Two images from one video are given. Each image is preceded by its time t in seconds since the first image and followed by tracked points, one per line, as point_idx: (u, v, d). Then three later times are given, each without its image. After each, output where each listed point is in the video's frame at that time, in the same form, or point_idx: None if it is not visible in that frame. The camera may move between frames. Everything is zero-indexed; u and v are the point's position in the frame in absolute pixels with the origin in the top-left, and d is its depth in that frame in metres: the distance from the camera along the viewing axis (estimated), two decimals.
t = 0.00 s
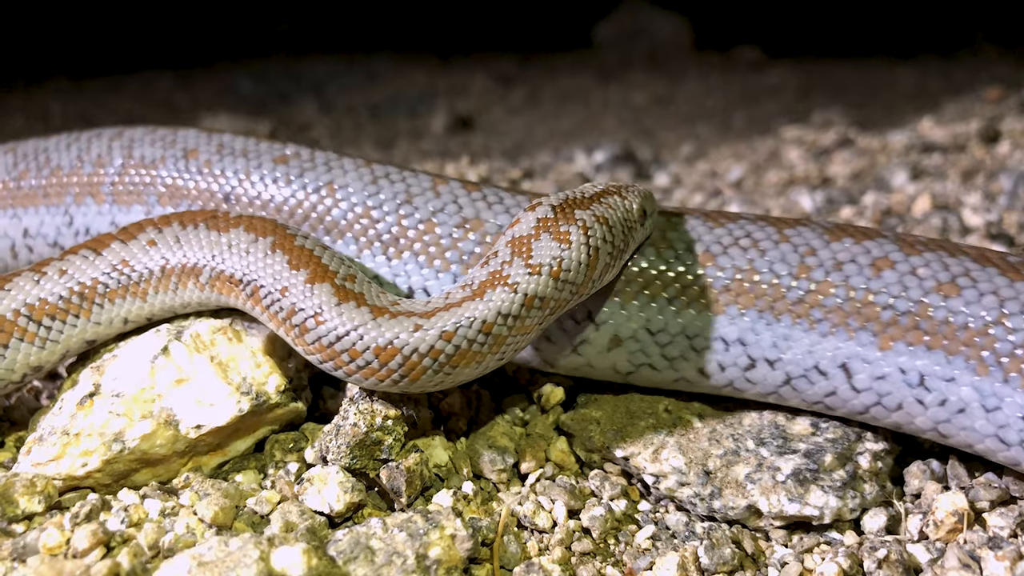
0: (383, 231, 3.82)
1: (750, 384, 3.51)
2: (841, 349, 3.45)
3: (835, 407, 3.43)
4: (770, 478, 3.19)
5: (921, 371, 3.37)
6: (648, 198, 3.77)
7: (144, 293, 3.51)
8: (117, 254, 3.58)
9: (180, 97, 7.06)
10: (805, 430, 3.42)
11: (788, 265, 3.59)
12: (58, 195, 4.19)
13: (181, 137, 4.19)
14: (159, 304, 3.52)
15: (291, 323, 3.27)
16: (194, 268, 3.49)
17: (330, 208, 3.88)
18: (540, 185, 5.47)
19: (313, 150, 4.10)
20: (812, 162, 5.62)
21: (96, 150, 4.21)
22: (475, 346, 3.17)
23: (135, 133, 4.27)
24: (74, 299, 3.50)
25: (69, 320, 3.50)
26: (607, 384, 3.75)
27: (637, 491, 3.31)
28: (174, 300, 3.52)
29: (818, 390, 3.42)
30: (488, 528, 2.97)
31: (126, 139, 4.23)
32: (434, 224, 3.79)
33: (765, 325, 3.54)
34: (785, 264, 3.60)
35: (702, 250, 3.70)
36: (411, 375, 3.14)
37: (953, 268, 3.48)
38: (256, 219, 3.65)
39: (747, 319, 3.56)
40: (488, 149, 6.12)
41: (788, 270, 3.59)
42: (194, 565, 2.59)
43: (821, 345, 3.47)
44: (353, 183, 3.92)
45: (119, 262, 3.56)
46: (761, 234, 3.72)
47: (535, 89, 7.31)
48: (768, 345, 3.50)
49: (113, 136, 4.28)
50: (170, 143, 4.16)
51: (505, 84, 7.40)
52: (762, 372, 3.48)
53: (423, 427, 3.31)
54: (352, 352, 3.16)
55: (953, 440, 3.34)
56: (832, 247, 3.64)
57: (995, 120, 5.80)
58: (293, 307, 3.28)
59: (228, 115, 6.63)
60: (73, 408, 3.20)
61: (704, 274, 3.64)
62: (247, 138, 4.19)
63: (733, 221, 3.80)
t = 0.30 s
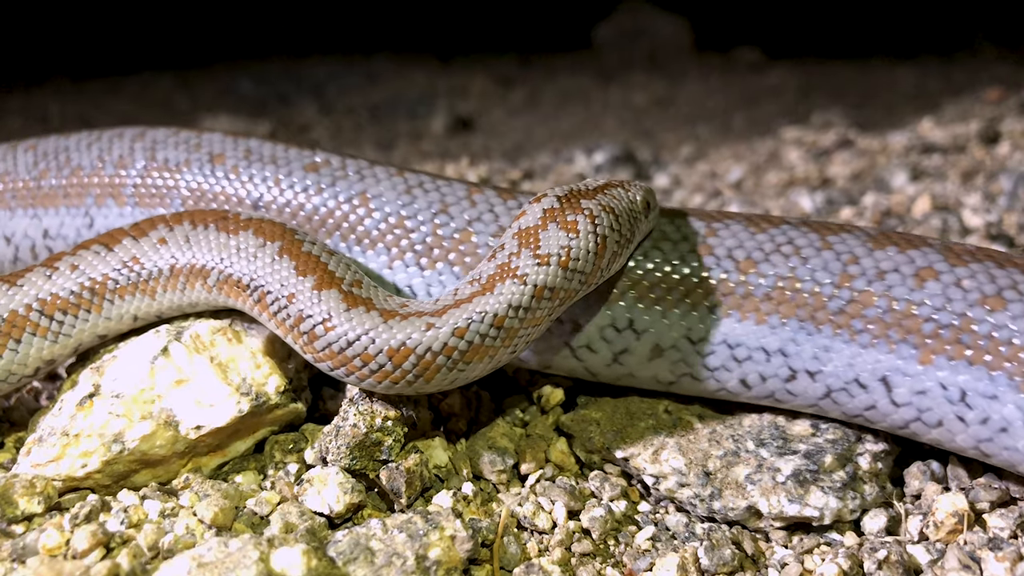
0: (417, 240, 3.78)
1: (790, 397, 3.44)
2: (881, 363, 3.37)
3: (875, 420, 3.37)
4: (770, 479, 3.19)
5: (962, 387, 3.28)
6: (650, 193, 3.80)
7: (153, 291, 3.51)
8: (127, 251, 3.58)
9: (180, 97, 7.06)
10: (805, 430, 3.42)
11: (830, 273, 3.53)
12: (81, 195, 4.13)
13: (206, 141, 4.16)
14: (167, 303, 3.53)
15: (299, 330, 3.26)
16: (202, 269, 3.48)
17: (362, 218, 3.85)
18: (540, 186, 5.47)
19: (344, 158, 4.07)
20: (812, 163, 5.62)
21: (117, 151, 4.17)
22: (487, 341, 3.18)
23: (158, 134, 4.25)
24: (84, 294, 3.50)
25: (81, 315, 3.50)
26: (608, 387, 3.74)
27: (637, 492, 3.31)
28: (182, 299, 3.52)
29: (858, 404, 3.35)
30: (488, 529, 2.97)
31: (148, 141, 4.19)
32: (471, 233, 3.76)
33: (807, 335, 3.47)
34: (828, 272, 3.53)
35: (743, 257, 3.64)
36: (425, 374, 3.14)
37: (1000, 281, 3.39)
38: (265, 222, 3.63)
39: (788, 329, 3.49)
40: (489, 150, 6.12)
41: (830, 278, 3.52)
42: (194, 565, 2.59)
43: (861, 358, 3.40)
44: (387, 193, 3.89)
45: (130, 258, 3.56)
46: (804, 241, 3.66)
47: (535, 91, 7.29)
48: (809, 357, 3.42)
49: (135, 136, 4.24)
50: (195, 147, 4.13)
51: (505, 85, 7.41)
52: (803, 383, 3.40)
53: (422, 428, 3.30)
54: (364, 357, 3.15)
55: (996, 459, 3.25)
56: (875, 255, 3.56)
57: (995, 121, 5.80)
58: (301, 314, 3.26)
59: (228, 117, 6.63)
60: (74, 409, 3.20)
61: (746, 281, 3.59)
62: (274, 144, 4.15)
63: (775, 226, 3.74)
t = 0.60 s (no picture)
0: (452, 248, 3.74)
1: (829, 407, 3.41)
2: (921, 376, 3.32)
3: (913, 434, 3.33)
4: (769, 478, 3.20)
5: (1004, 404, 3.22)
6: (666, 189, 3.83)
7: (164, 289, 3.52)
8: (141, 247, 3.60)
9: (179, 97, 7.08)
10: (804, 431, 3.42)
11: (871, 282, 3.49)
12: (104, 196, 4.13)
13: (233, 145, 4.14)
14: (179, 301, 3.54)
15: (312, 337, 3.25)
16: (214, 272, 3.48)
17: (395, 228, 3.80)
18: (540, 186, 5.47)
19: (375, 166, 4.04)
20: (812, 163, 5.63)
21: (140, 152, 4.16)
22: (504, 335, 3.19)
23: (182, 135, 4.23)
24: (98, 289, 3.51)
25: (94, 309, 3.50)
26: (608, 387, 3.75)
27: (637, 492, 3.32)
28: (193, 299, 3.53)
29: (897, 417, 3.31)
30: (488, 528, 2.97)
31: (172, 142, 4.18)
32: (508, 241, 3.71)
33: (846, 347, 3.42)
34: (869, 281, 3.50)
35: (785, 264, 3.60)
36: (444, 373, 3.15)
37: (1015, 285, 3.37)
38: (278, 227, 3.62)
39: (828, 339, 3.45)
40: (489, 151, 6.11)
41: (871, 288, 3.48)
42: (194, 565, 2.60)
43: (901, 370, 3.35)
44: (420, 203, 3.86)
45: (143, 255, 3.57)
46: (846, 248, 3.62)
47: (535, 91, 7.30)
48: (849, 368, 3.38)
49: (158, 138, 4.24)
50: (221, 152, 4.11)
51: (505, 85, 7.42)
52: (842, 395, 3.36)
53: (422, 428, 3.30)
54: (382, 360, 3.14)
55: None
56: (918, 265, 3.50)
57: (995, 122, 5.81)
58: (314, 322, 3.26)
59: (228, 117, 6.64)
60: (74, 409, 3.20)
61: (787, 289, 3.54)
62: (301, 150, 4.12)
63: (818, 233, 3.69)
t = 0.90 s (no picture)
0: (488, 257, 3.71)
1: (868, 419, 3.37)
2: (963, 391, 3.28)
3: (952, 450, 3.29)
4: (770, 480, 3.19)
5: None
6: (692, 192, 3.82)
7: (177, 288, 3.50)
8: (157, 244, 3.58)
9: (180, 98, 7.07)
10: (804, 433, 3.42)
11: (913, 293, 3.45)
12: (129, 195, 4.08)
13: (260, 149, 4.09)
14: (191, 300, 3.52)
15: (330, 345, 3.22)
16: (228, 276, 3.45)
17: (393, 228, 3.79)
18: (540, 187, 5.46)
19: (408, 174, 3.98)
20: (812, 164, 5.62)
21: (165, 153, 4.12)
22: (527, 329, 3.19)
23: (207, 137, 4.18)
24: (112, 283, 3.50)
25: (109, 303, 3.50)
26: (608, 388, 3.74)
27: (637, 494, 3.32)
28: (206, 301, 3.50)
29: (936, 431, 3.28)
30: (488, 530, 2.96)
31: (197, 143, 4.15)
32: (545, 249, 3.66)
33: (887, 359, 3.38)
34: (911, 291, 3.46)
35: (825, 272, 3.56)
36: (468, 370, 3.14)
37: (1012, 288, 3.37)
38: (293, 235, 3.59)
39: (868, 350, 3.40)
40: (489, 152, 6.09)
41: (913, 298, 3.44)
42: (193, 567, 2.59)
43: (942, 384, 3.31)
44: (455, 211, 3.81)
45: (157, 252, 3.55)
46: (888, 257, 3.57)
47: (535, 92, 7.29)
48: (889, 381, 3.34)
49: (183, 138, 4.19)
50: (248, 156, 4.06)
51: (505, 85, 7.42)
52: (882, 407, 3.32)
53: (422, 429, 3.29)
54: (407, 361, 3.12)
55: None
56: (962, 276, 3.46)
57: (995, 123, 5.81)
58: (333, 329, 3.23)
59: (228, 118, 6.63)
60: (73, 410, 3.20)
61: (828, 297, 3.50)
62: (331, 156, 4.05)
63: (860, 240, 3.66)
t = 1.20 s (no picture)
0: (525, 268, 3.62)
1: (909, 434, 3.29)
2: (1009, 410, 3.19)
3: (998, 470, 3.20)
4: (770, 480, 3.19)
5: None
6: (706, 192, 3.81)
7: (187, 288, 3.49)
8: (170, 243, 3.58)
9: (181, 98, 7.07)
10: (804, 433, 3.41)
11: (959, 306, 3.36)
12: (151, 195, 4.08)
13: (290, 155, 4.07)
14: (201, 302, 3.51)
15: (346, 351, 3.21)
16: (239, 281, 3.44)
17: (391, 229, 3.79)
18: (540, 187, 5.46)
19: (421, 178, 3.97)
20: (812, 165, 5.63)
21: (190, 155, 4.11)
22: (546, 320, 3.20)
23: (234, 141, 4.18)
24: (124, 280, 3.51)
25: (121, 299, 3.50)
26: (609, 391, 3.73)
27: (637, 494, 3.32)
28: (216, 303, 3.49)
29: (981, 450, 3.19)
30: (488, 530, 2.96)
31: (224, 147, 4.13)
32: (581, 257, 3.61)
33: (930, 374, 3.29)
34: (956, 305, 3.36)
35: (868, 282, 3.48)
36: (490, 364, 3.15)
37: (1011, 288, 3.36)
38: (306, 241, 3.58)
39: (912, 364, 3.32)
40: (489, 153, 6.09)
41: (958, 312, 3.35)
42: (194, 567, 2.59)
43: (988, 402, 3.22)
44: (491, 220, 3.75)
45: (170, 251, 3.55)
46: (933, 268, 3.48)
47: (536, 92, 7.29)
48: (932, 396, 3.26)
49: (209, 141, 4.18)
50: (278, 162, 4.04)
51: (504, 86, 7.42)
52: (924, 423, 3.25)
53: (422, 429, 3.29)
54: (428, 360, 3.12)
55: None
56: (1010, 290, 3.36)
57: (995, 123, 5.81)
58: (349, 334, 3.22)
59: (228, 118, 6.63)
60: (73, 411, 3.20)
61: (870, 308, 3.42)
62: (362, 164, 4.04)
63: (904, 251, 3.56)
